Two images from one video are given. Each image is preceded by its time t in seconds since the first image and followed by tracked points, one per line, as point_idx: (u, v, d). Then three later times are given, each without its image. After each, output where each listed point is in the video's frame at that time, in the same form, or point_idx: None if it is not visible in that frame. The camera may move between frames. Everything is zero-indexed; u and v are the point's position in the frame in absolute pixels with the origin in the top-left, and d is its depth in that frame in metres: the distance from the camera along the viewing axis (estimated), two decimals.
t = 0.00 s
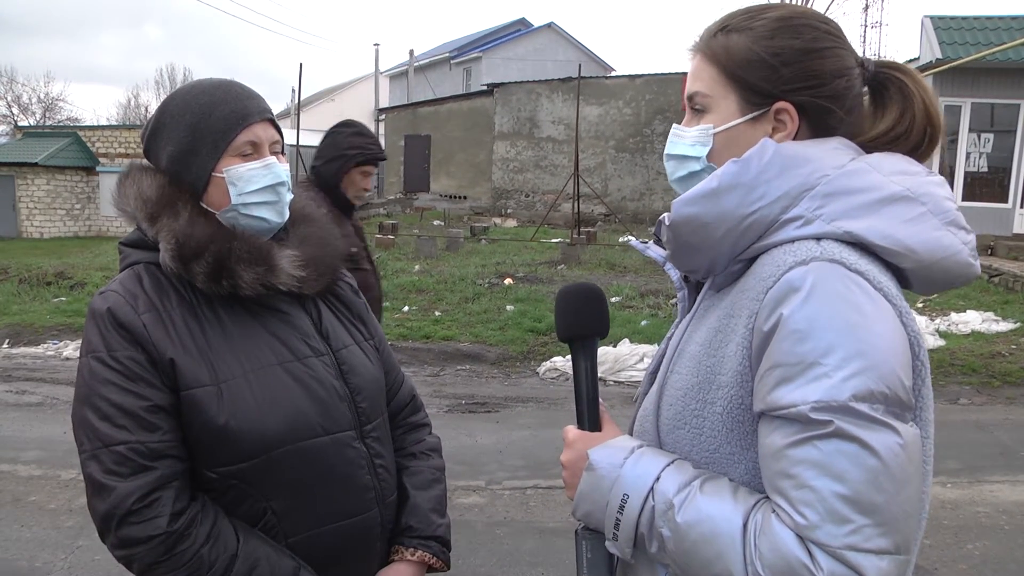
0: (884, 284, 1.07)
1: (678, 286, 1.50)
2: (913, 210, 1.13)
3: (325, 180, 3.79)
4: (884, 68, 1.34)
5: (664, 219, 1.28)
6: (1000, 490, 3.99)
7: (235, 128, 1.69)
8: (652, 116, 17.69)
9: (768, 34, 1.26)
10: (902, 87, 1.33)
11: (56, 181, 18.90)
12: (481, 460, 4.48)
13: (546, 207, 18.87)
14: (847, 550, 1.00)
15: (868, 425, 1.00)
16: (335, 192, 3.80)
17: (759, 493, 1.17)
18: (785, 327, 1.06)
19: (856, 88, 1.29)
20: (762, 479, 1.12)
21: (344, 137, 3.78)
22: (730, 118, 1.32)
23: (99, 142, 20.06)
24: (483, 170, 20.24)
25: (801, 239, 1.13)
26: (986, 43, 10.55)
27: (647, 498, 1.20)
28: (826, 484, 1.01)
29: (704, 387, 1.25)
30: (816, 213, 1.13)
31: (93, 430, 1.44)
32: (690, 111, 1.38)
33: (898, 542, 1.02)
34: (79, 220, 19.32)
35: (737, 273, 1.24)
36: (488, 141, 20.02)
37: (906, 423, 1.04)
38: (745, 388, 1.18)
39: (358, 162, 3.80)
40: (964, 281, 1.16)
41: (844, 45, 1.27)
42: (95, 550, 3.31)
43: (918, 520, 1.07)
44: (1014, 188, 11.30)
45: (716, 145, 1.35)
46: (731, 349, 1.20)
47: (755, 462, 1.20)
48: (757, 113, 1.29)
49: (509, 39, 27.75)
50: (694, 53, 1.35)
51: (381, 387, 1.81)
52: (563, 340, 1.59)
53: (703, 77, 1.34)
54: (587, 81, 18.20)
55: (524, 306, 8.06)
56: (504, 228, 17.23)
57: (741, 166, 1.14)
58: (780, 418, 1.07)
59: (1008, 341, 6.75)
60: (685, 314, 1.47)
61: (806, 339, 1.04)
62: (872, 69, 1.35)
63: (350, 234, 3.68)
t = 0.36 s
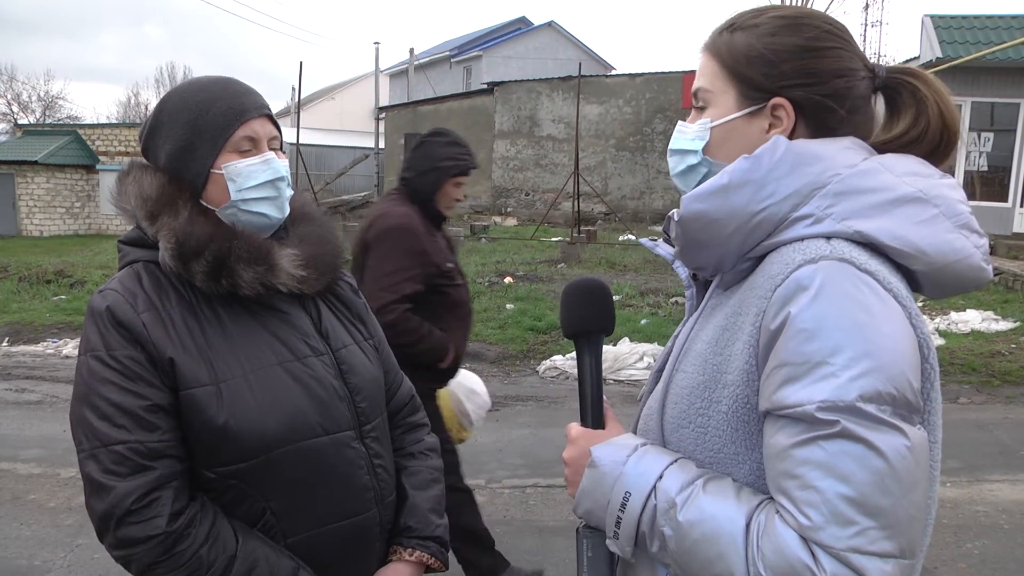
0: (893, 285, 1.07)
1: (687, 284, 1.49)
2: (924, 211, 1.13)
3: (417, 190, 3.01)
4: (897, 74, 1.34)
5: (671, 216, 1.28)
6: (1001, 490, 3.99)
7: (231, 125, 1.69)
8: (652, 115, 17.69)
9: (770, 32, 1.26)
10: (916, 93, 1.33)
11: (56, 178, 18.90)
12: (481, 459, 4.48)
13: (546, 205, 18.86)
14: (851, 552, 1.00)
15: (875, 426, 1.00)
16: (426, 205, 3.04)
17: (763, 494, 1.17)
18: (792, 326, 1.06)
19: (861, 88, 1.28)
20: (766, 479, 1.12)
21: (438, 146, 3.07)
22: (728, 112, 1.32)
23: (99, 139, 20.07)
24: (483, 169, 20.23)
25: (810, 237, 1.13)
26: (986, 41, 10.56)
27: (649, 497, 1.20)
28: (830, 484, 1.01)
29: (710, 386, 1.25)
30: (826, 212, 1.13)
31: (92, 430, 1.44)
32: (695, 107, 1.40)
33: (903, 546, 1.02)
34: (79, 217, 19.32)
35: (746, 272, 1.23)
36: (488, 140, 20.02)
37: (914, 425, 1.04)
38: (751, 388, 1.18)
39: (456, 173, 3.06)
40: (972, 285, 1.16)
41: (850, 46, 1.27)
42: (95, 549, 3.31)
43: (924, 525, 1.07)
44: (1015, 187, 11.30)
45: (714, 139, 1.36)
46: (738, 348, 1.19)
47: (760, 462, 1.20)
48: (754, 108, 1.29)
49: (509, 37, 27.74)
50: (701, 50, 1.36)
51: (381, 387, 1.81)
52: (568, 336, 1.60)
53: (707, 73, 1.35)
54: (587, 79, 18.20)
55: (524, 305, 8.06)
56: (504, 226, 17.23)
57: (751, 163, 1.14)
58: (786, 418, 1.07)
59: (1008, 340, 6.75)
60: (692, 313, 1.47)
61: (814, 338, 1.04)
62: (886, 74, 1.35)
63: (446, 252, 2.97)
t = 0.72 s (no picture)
0: (898, 283, 1.07)
1: (689, 282, 1.50)
2: (930, 209, 1.12)
3: (523, 176, 2.94)
4: (905, 73, 1.34)
5: (675, 214, 1.28)
6: (1002, 489, 3.99)
7: (233, 126, 1.69)
8: (653, 114, 17.68)
9: (781, 27, 1.26)
10: (922, 92, 1.33)
11: (57, 177, 18.91)
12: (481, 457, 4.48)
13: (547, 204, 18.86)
14: (859, 554, 1.00)
15: (882, 426, 1.00)
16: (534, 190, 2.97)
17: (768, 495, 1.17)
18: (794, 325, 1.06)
19: (870, 86, 1.28)
20: (772, 481, 1.12)
21: (551, 130, 2.97)
22: (737, 106, 1.32)
23: (100, 138, 20.08)
24: (483, 167, 20.22)
25: (816, 235, 1.13)
26: (987, 41, 10.55)
27: (653, 498, 1.20)
28: (838, 486, 1.01)
29: (714, 385, 1.25)
30: (832, 209, 1.13)
31: (89, 429, 1.44)
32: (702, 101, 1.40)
33: (911, 548, 1.02)
34: (80, 216, 19.31)
35: (749, 270, 1.24)
36: (488, 139, 20.01)
37: (921, 425, 1.04)
38: (756, 388, 1.18)
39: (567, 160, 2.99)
40: (978, 284, 1.16)
41: (859, 43, 1.27)
42: (95, 547, 3.31)
43: (931, 526, 1.07)
44: (1016, 186, 11.29)
45: (720, 133, 1.35)
46: (743, 347, 1.19)
47: (765, 463, 1.20)
48: (762, 103, 1.29)
49: (510, 36, 27.73)
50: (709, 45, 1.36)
51: (380, 386, 1.81)
52: (568, 335, 1.59)
53: (716, 67, 1.35)
54: (588, 78, 18.19)
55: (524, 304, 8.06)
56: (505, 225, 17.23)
57: (755, 160, 1.14)
58: (792, 418, 1.07)
59: (1009, 339, 6.75)
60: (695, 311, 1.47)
61: (820, 337, 1.04)
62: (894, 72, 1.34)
63: (550, 241, 2.93)
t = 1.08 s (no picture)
0: (898, 282, 1.07)
1: (686, 284, 1.50)
2: (929, 209, 1.13)
3: (621, 185, 2.96)
4: (898, 68, 1.34)
5: (673, 215, 1.28)
6: (1002, 489, 3.99)
7: (227, 125, 1.69)
8: (652, 114, 17.68)
9: (778, 27, 1.26)
10: (916, 88, 1.33)
11: (57, 177, 18.91)
12: (481, 458, 4.48)
13: (546, 204, 18.86)
14: (864, 555, 1.00)
15: (885, 427, 1.00)
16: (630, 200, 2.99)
17: (769, 497, 1.17)
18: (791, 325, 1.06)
19: (868, 84, 1.28)
20: (774, 482, 1.12)
21: (644, 137, 2.99)
22: (738, 110, 1.32)
23: (99, 138, 20.08)
24: (483, 168, 20.22)
25: (815, 235, 1.13)
26: (987, 41, 10.54)
27: (653, 501, 1.20)
28: (843, 487, 1.01)
29: (713, 387, 1.25)
30: (831, 209, 1.13)
31: (84, 431, 1.44)
32: (698, 104, 1.39)
33: (914, 547, 1.02)
34: (79, 216, 19.30)
35: (748, 271, 1.24)
36: (488, 139, 20.01)
37: (923, 424, 1.04)
38: (756, 389, 1.18)
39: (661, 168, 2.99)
40: (975, 283, 1.16)
41: (857, 39, 1.27)
42: (95, 547, 3.31)
43: (933, 525, 1.07)
44: (1016, 186, 11.28)
45: (724, 136, 1.35)
46: (743, 348, 1.19)
47: (766, 464, 1.20)
48: (764, 105, 1.29)
49: (510, 36, 27.73)
50: (706, 46, 1.36)
51: (375, 386, 1.81)
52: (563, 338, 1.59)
53: (713, 68, 1.35)
54: (588, 78, 18.19)
55: (524, 304, 8.07)
56: (504, 225, 17.21)
57: (754, 160, 1.14)
58: (794, 419, 1.07)
59: (1009, 339, 6.75)
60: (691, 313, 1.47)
61: (821, 338, 1.04)
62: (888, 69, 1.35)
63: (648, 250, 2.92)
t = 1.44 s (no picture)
0: (889, 280, 1.07)
1: (682, 286, 1.50)
2: (920, 205, 1.12)
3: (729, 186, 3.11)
4: (881, 65, 1.35)
5: (665, 217, 1.28)
6: (1001, 489, 3.99)
7: (219, 127, 1.69)
8: (652, 115, 17.69)
9: (758, 29, 1.26)
10: (901, 85, 1.34)
11: (57, 179, 18.91)
12: (481, 458, 4.48)
13: (546, 205, 18.87)
14: (855, 551, 1.00)
15: (876, 423, 1.00)
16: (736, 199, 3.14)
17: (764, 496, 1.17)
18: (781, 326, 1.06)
19: (851, 83, 1.28)
20: (768, 480, 1.12)
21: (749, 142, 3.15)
22: (719, 112, 1.32)
23: (99, 140, 20.07)
24: (483, 168, 20.23)
25: (806, 233, 1.13)
26: (987, 40, 10.55)
27: (649, 501, 1.20)
28: (833, 484, 1.01)
29: (707, 387, 1.25)
30: (821, 208, 1.13)
31: (77, 437, 1.44)
32: (682, 107, 1.39)
33: (907, 545, 1.01)
34: (80, 218, 19.29)
35: (741, 270, 1.24)
36: (488, 140, 20.02)
37: (914, 421, 1.04)
38: (750, 388, 1.18)
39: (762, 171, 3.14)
40: (968, 281, 1.16)
41: (836, 40, 1.27)
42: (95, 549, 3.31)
43: (928, 522, 1.06)
44: (1015, 185, 11.29)
45: (704, 139, 1.36)
46: (736, 347, 1.20)
47: (761, 463, 1.20)
48: (744, 106, 1.29)
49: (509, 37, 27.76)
50: (687, 50, 1.36)
51: (370, 389, 1.81)
52: (561, 340, 1.59)
53: (694, 73, 1.35)
54: (587, 79, 18.21)
55: (524, 304, 8.07)
56: (504, 226, 17.23)
57: (744, 160, 1.14)
58: (785, 417, 1.07)
59: (1009, 339, 6.75)
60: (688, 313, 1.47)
61: (810, 336, 1.04)
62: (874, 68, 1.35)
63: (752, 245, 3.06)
